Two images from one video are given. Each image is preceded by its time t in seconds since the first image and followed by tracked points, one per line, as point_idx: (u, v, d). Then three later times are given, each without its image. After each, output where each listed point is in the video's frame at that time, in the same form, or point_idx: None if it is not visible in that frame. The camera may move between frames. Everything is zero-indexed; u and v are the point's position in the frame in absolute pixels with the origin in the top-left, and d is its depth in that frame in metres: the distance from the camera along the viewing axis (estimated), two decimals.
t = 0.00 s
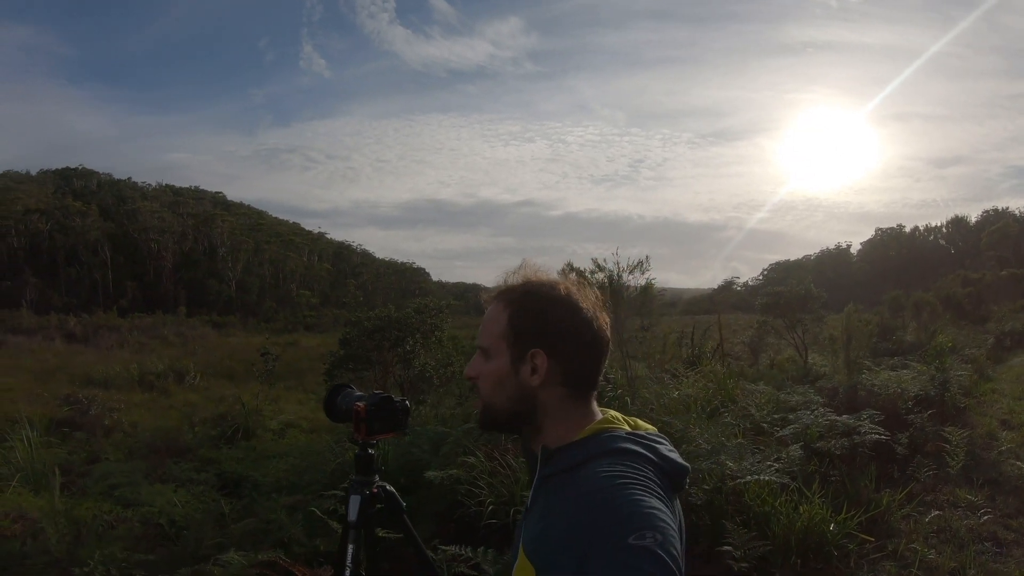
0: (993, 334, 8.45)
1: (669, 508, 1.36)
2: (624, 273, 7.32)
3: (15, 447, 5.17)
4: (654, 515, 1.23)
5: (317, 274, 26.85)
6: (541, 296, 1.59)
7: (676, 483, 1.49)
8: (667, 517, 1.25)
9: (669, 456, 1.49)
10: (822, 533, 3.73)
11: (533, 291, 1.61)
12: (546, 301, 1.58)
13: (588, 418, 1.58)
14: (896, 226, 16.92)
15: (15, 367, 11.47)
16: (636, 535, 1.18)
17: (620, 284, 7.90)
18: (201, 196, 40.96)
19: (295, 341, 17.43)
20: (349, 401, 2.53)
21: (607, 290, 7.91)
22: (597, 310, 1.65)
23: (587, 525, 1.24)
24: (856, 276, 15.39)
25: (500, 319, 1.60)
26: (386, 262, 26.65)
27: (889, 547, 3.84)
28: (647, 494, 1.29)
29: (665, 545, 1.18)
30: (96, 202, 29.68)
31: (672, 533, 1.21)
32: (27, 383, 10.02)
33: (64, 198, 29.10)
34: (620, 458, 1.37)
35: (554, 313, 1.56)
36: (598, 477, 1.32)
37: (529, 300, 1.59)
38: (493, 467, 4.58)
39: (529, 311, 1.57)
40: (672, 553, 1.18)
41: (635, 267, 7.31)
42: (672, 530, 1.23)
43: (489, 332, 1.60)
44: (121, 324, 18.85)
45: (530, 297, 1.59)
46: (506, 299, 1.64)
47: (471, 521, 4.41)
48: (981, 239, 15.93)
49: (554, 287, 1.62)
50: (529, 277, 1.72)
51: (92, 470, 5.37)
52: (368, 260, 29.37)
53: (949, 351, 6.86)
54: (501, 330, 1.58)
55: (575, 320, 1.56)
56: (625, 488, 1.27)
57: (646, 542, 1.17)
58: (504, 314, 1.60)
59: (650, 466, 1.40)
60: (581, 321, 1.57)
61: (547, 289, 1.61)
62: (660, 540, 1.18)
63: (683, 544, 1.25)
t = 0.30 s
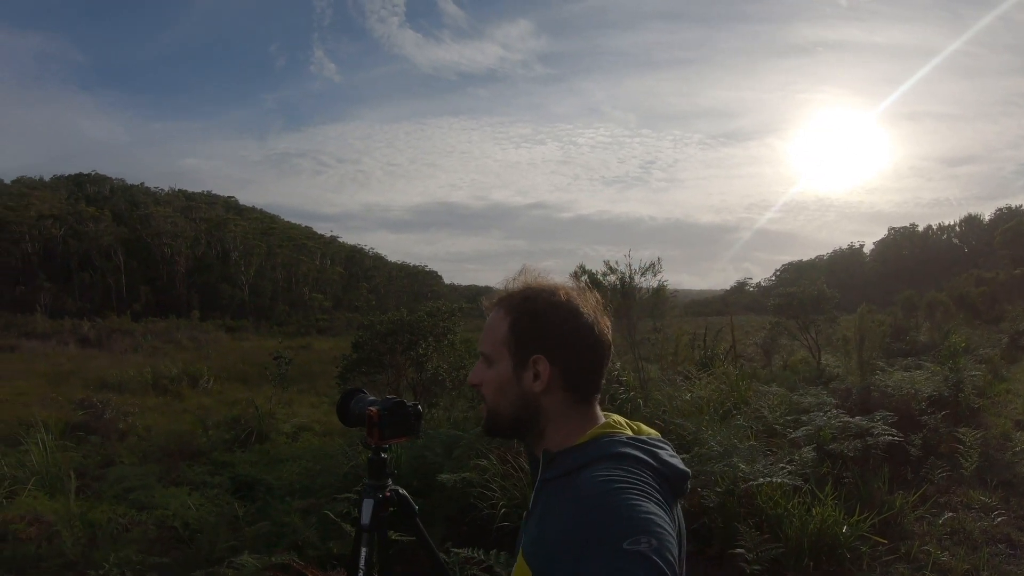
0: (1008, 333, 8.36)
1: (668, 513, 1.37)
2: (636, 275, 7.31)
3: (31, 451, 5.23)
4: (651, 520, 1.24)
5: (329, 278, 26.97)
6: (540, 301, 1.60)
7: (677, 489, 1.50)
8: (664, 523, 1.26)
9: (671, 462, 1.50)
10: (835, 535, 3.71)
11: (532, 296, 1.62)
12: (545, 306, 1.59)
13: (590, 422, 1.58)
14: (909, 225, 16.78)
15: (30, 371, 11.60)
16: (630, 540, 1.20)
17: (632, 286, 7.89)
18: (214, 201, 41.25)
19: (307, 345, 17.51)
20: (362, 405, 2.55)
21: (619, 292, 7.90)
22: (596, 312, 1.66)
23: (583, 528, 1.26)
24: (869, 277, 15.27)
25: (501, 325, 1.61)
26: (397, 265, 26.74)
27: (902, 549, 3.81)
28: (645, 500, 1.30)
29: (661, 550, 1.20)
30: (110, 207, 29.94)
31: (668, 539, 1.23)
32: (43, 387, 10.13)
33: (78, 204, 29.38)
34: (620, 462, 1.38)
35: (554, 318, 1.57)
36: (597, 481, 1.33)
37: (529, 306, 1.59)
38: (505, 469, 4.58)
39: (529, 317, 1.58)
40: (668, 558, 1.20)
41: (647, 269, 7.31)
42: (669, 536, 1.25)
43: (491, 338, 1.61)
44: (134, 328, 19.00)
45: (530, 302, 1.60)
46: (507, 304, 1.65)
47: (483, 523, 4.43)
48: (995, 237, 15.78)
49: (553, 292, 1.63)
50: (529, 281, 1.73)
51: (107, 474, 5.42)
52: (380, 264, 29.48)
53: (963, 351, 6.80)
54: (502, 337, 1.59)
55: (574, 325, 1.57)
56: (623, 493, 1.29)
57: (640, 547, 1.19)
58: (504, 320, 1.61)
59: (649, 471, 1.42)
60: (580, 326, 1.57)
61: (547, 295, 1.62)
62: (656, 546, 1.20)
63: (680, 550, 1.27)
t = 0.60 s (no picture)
0: (1019, 326, 8.32)
1: (679, 510, 1.40)
2: (644, 274, 7.32)
3: (46, 455, 5.29)
4: (664, 518, 1.27)
5: (338, 281, 27.05)
6: (541, 292, 1.62)
7: (687, 485, 1.52)
8: (676, 521, 1.29)
9: (684, 460, 1.52)
10: (846, 529, 3.69)
11: (536, 288, 1.64)
12: (544, 296, 1.61)
13: (604, 416, 1.58)
14: (918, 218, 16.69)
15: (43, 378, 11.71)
16: (643, 537, 1.23)
17: (641, 285, 7.89)
18: (221, 206, 41.45)
19: (317, 348, 17.57)
20: (377, 404, 2.56)
21: (627, 291, 7.91)
22: (603, 302, 1.63)
23: (595, 523, 1.28)
24: (878, 271, 15.20)
25: (508, 319, 1.66)
26: (405, 267, 26.81)
27: (913, 542, 3.81)
28: (657, 497, 1.33)
29: (673, 549, 1.23)
30: (117, 214, 30.14)
31: (680, 538, 1.26)
32: (56, 393, 10.22)
33: (87, 212, 29.58)
34: (633, 459, 1.40)
35: (549, 308, 1.58)
36: (609, 477, 1.35)
37: (531, 298, 1.62)
38: (517, 468, 4.59)
39: (529, 309, 1.61)
40: (680, 558, 1.23)
41: (655, 267, 7.32)
42: (681, 535, 1.27)
43: (501, 332, 1.67)
44: (145, 334, 19.13)
45: (532, 294, 1.63)
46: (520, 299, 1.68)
47: (495, 522, 4.44)
48: (1004, 230, 15.69)
49: (556, 283, 1.64)
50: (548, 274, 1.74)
51: (121, 477, 5.48)
52: (388, 266, 29.55)
53: (973, 344, 6.77)
54: (508, 330, 1.64)
55: (570, 313, 1.56)
56: (637, 489, 1.31)
57: (653, 545, 1.22)
58: (512, 313, 1.66)
59: (662, 468, 1.43)
60: (576, 315, 1.56)
61: (549, 286, 1.63)
62: (668, 545, 1.23)
63: (690, 548, 1.30)
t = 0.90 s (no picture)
0: None
1: (667, 516, 1.43)
2: (648, 270, 7.32)
3: (55, 461, 5.33)
4: (651, 524, 1.29)
5: (344, 282, 27.12)
6: (522, 297, 1.63)
7: (675, 491, 1.54)
8: (663, 527, 1.32)
9: (672, 465, 1.54)
10: (851, 524, 3.71)
11: (518, 293, 1.66)
12: (524, 301, 1.62)
13: (594, 419, 1.58)
14: (922, 210, 16.62)
15: (51, 385, 11.79)
16: (631, 543, 1.25)
17: (644, 282, 7.89)
18: (226, 210, 41.59)
19: (324, 350, 17.62)
20: (376, 406, 2.58)
21: (631, 288, 7.90)
22: (585, 305, 1.62)
23: (584, 528, 1.29)
24: (884, 264, 15.14)
25: (495, 325, 1.69)
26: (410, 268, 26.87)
27: (918, 536, 3.81)
28: (645, 503, 1.35)
29: (660, 556, 1.25)
30: (123, 220, 30.28)
31: (667, 544, 1.28)
32: (64, 399, 10.29)
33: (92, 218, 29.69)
34: (622, 464, 1.42)
35: (526, 313, 1.59)
36: (598, 481, 1.37)
37: (513, 304, 1.64)
38: (522, 467, 4.60)
39: (510, 314, 1.63)
40: (666, 563, 1.26)
41: (659, 264, 7.31)
42: (668, 540, 1.30)
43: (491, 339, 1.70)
44: (152, 339, 19.20)
45: (514, 300, 1.65)
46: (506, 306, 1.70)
47: (501, 521, 4.46)
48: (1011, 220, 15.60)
49: (539, 287, 1.64)
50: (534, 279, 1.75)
51: (130, 482, 5.52)
52: (393, 267, 29.58)
53: (979, 336, 6.75)
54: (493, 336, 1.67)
55: (549, 316, 1.57)
56: (626, 495, 1.33)
57: (641, 551, 1.24)
58: (498, 319, 1.68)
59: (651, 473, 1.46)
60: (554, 318, 1.56)
61: (531, 290, 1.64)
62: (655, 551, 1.25)
63: (676, 553, 1.32)
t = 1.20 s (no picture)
0: None
1: (663, 517, 1.44)
2: (656, 268, 7.32)
3: (67, 464, 5.38)
4: (649, 526, 1.30)
5: (352, 284, 27.21)
6: (518, 301, 1.63)
7: (672, 493, 1.56)
8: (661, 529, 1.33)
9: (668, 468, 1.56)
10: (858, 520, 3.73)
11: (514, 297, 1.65)
12: (521, 305, 1.62)
13: (589, 423, 1.60)
14: (931, 204, 16.53)
15: (63, 389, 11.88)
16: (630, 546, 1.26)
17: (652, 280, 7.90)
18: (235, 213, 41.80)
19: (334, 351, 17.69)
20: (381, 406, 2.60)
21: (639, 287, 7.92)
22: (581, 311, 1.63)
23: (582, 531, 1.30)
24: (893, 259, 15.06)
25: (489, 328, 1.69)
26: (418, 268, 26.93)
27: (927, 532, 3.80)
28: (643, 505, 1.36)
29: (658, 557, 1.26)
30: (132, 224, 30.48)
31: (664, 545, 1.29)
32: (76, 404, 10.38)
33: (101, 223, 29.90)
34: (619, 466, 1.44)
35: (523, 318, 1.60)
36: (597, 484, 1.38)
37: (510, 307, 1.64)
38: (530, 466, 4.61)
39: (506, 319, 1.63)
40: (664, 565, 1.26)
41: (666, 261, 7.31)
42: (665, 542, 1.31)
43: (485, 341, 1.71)
44: (163, 342, 19.33)
45: (510, 304, 1.65)
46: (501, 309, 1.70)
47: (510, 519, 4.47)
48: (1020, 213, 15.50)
49: (535, 292, 1.64)
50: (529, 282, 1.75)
51: (142, 484, 5.56)
52: (402, 267, 29.65)
53: (989, 331, 6.70)
54: (488, 340, 1.67)
55: (547, 322, 1.57)
56: (623, 498, 1.34)
57: (639, 553, 1.25)
58: (492, 322, 1.69)
59: (648, 476, 1.47)
60: (551, 325, 1.57)
61: (527, 295, 1.64)
62: (654, 552, 1.26)
63: (673, 555, 1.33)
